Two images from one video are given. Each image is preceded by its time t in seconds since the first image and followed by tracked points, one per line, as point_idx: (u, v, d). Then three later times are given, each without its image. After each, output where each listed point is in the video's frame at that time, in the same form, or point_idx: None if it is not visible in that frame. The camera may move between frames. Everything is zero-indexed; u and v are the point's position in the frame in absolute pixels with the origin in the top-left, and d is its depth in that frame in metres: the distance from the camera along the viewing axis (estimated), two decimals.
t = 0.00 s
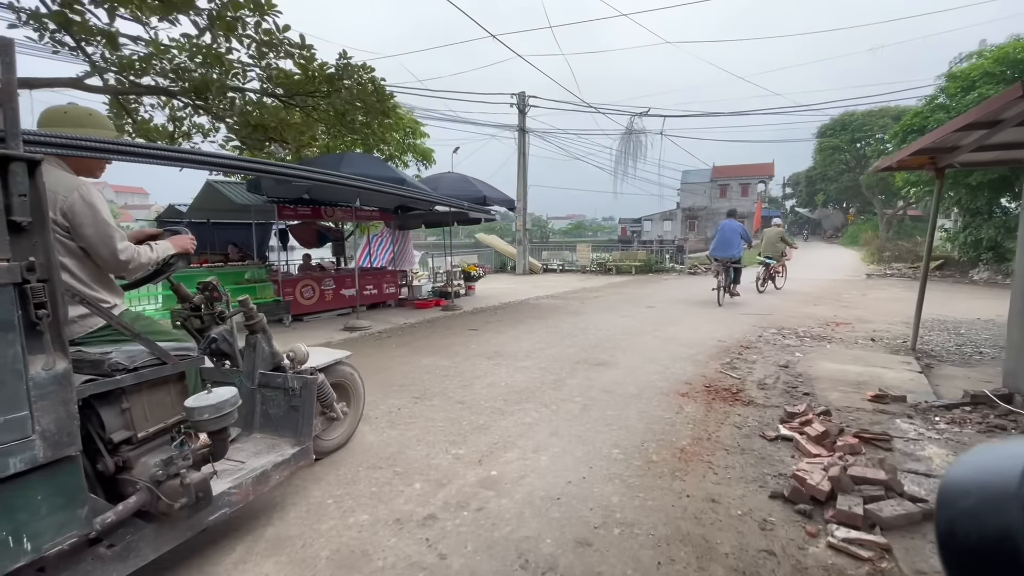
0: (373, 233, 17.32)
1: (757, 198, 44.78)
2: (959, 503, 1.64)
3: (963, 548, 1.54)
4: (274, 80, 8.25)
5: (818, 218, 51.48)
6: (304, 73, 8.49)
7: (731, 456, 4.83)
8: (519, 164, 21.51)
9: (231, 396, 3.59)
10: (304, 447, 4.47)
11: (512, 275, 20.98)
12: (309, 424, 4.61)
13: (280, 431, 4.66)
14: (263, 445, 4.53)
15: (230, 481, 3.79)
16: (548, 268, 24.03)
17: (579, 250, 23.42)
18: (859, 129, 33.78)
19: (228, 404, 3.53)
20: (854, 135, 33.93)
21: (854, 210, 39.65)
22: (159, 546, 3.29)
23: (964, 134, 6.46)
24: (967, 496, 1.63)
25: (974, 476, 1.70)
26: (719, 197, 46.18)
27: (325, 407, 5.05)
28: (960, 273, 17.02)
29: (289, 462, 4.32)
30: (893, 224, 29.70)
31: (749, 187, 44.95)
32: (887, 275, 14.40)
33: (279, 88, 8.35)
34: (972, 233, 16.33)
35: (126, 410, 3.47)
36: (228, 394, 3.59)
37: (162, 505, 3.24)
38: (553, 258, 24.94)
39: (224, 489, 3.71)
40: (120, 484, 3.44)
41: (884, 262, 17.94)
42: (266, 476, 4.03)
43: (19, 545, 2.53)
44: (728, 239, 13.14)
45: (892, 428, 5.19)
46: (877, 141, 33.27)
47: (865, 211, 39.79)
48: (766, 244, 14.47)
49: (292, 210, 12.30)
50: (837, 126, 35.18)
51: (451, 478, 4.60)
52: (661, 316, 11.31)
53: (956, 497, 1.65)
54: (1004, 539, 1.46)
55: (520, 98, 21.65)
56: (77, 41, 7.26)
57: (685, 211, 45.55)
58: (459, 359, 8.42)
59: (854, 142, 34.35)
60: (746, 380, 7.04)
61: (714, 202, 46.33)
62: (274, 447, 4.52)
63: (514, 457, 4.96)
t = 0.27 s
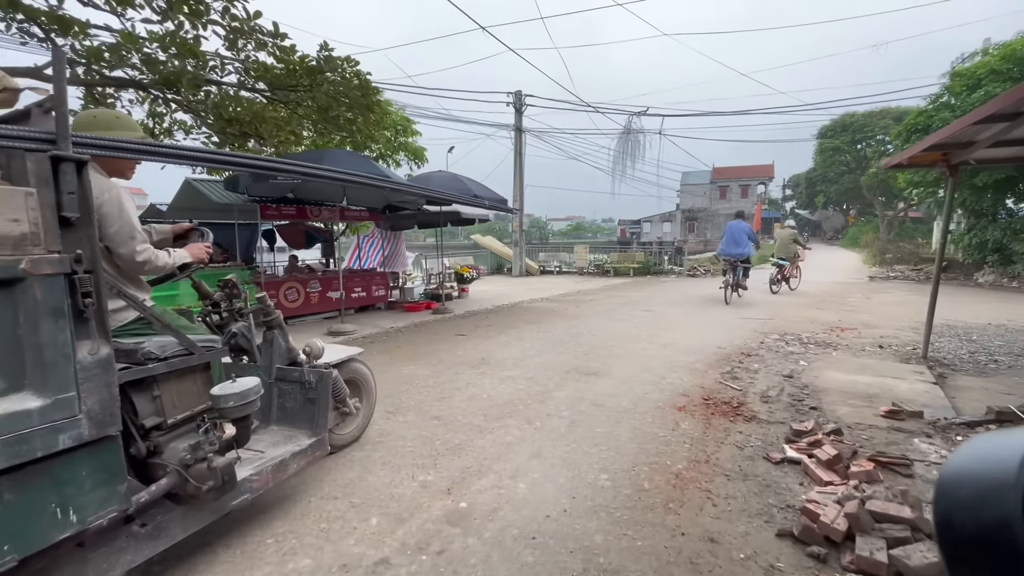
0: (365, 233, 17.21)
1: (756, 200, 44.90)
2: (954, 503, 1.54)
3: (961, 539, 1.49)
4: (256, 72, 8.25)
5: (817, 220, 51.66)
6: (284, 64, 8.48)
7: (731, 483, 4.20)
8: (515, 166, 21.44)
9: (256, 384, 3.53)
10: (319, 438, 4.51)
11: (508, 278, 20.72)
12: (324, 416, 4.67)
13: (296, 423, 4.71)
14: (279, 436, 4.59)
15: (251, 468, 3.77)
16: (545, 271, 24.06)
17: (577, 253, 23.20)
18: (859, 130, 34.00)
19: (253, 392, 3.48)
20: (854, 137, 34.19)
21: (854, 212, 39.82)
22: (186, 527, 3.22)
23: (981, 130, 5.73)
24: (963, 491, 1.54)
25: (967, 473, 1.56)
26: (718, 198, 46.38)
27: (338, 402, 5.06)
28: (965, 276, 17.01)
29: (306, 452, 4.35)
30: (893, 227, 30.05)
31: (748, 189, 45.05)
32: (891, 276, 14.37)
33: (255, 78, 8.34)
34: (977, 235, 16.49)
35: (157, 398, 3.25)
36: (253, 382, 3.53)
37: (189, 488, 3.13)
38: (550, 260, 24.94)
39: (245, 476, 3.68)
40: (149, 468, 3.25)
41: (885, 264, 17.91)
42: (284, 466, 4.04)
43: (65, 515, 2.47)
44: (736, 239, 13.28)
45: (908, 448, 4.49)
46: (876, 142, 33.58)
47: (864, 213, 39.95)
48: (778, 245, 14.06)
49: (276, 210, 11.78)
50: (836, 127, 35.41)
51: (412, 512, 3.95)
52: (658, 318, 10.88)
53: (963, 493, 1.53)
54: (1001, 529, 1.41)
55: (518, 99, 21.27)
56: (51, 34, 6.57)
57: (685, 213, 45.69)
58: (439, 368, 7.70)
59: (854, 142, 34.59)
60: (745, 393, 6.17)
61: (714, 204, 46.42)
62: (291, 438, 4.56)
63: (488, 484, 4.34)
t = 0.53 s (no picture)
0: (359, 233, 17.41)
1: (758, 201, 44.79)
2: (966, 511, 1.36)
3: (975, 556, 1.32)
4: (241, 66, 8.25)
5: (820, 222, 51.53)
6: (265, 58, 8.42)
7: (735, 513, 3.80)
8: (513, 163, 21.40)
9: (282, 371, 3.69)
10: (338, 427, 4.66)
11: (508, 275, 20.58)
12: (342, 406, 4.81)
13: (314, 413, 4.85)
14: (298, 425, 4.72)
15: (275, 454, 3.96)
16: (544, 271, 24.18)
17: (576, 253, 23.28)
18: (861, 131, 33.90)
19: (279, 378, 3.64)
20: (856, 137, 34.10)
21: (858, 214, 39.79)
22: (217, 506, 3.43)
23: (1002, 122, 5.51)
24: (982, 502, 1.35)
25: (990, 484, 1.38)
26: (719, 199, 46.24)
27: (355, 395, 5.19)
28: (971, 279, 16.99)
29: (326, 440, 4.49)
30: (894, 228, 30.10)
31: (750, 189, 44.87)
32: (895, 278, 14.27)
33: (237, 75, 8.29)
34: (983, 236, 16.44)
35: (191, 384, 3.43)
36: (279, 369, 3.70)
37: (221, 469, 3.35)
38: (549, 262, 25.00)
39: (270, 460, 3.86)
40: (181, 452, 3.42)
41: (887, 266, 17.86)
42: (305, 452, 4.20)
43: (117, 487, 2.72)
44: (745, 238, 13.31)
45: (917, 460, 4.36)
46: (878, 143, 33.56)
47: (868, 214, 39.84)
48: (792, 245, 14.01)
49: (261, 209, 11.94)
50: (839, 128, 35.30)
51: (386, 529, 3.75)
52: (657, 323, 10.68)
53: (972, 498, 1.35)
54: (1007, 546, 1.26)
55: (516, 96, 21.37)
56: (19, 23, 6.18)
57: (686, 214, 45.61)
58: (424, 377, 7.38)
59: (856, 143, 34.49)
60: (748, 405, 5.84)
61: (714, 205, 46.28)
62: (310, 427, 4.70)
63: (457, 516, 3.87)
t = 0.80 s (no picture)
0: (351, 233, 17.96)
1: (758, 202, 44.97)
2: (960, 502, 1.42)
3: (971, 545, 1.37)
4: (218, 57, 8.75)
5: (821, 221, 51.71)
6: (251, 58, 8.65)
7: (729, 545, 3.93)
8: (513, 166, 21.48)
9: (313, 365, 4.07)
10: (360, 418, 4.94)
11: (510, 279, 20.71)
12: (364, 398, 5.09)
13: (337, 405, 5.15)
14: (322, 416, 5.03)
15: (304, 441, 4.34)
16: (542, 272, 24.41)
17: (577, 255, 23.47)
18: (863, 132, 33.99)
19: (311, 371, 4.01)
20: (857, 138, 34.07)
21: (859, 214, 39.99)
22: (253, 488, 3.85)
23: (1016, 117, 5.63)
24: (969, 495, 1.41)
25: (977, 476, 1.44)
26: (720, 200, 46.35)
27: (374, 389, 5.63)
28: (977, 281, 17.18)
29: (350, 430, 4.80)
30: (896, 229, 30.34)
31: (750, 189, 45.01)
32: (897, 281, 14.37)
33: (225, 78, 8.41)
34: (987, 238, 16.62)
35: (230, 374, 3.87)
36: (310, 363, 4.07)
37: (258, 454, 3.75)
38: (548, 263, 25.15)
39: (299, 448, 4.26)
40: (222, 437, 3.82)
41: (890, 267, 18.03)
42: (330, 442, 4.55)
43: (172, 466, 3.19)
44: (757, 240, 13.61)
45: (911, 480, 4.59)
46: (880, 144, 33.53)
47: (869, 213, 40.05)
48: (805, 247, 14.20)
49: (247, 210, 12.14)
50: (841, 129, 35.40)
51: (406, 547, 4.00)
52: (658, 328, 10.82)
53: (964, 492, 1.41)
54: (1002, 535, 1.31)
55: (512, 99, 21.65)
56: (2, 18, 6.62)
57: (688, 215, 45.74)
58: (407, 385, 7.56)
59: (857, 143, 34.58)
60: (747, 417, 6.22)
61: (714, 206, 46.30)
62: (334, 418, 5.01)
63: (421, 550, 3.95)
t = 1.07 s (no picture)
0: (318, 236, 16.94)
1: (759, 204, 43.25)
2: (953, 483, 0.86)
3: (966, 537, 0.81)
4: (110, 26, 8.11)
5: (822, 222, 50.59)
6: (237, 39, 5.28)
7: None
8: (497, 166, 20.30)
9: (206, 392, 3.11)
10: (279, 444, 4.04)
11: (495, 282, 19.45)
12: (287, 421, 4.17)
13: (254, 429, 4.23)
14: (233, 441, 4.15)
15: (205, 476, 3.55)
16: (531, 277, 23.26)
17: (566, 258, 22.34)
18: (865, 133, 32.68)
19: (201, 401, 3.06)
20: (860, 139, 32.54)
21: (860, 216, 38.88)
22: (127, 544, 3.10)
23: None
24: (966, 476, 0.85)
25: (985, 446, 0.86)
26: (720, 203, 44.56)
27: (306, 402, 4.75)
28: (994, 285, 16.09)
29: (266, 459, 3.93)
30: (900, 230, 29.32)
31: (750, 194, 43.43)
32: (902, 284, 13.37)
33: (215, 70, 5.31)
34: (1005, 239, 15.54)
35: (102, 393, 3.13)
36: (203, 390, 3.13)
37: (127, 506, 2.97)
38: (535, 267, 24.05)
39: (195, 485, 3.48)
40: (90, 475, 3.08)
41: (894, 269, 17.05)
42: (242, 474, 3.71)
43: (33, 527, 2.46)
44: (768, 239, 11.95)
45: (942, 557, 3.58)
46: (882, 146, 32.13)
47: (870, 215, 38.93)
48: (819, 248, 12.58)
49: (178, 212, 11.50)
50: (842, 128, 34.20)
51: None
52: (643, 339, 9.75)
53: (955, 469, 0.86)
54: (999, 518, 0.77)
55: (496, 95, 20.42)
56: None
57: (685, 217, 44.56)
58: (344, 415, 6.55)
59: (859, 146, 33.17)
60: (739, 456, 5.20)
61: (714, 207, 44.96)
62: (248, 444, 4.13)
63: None
